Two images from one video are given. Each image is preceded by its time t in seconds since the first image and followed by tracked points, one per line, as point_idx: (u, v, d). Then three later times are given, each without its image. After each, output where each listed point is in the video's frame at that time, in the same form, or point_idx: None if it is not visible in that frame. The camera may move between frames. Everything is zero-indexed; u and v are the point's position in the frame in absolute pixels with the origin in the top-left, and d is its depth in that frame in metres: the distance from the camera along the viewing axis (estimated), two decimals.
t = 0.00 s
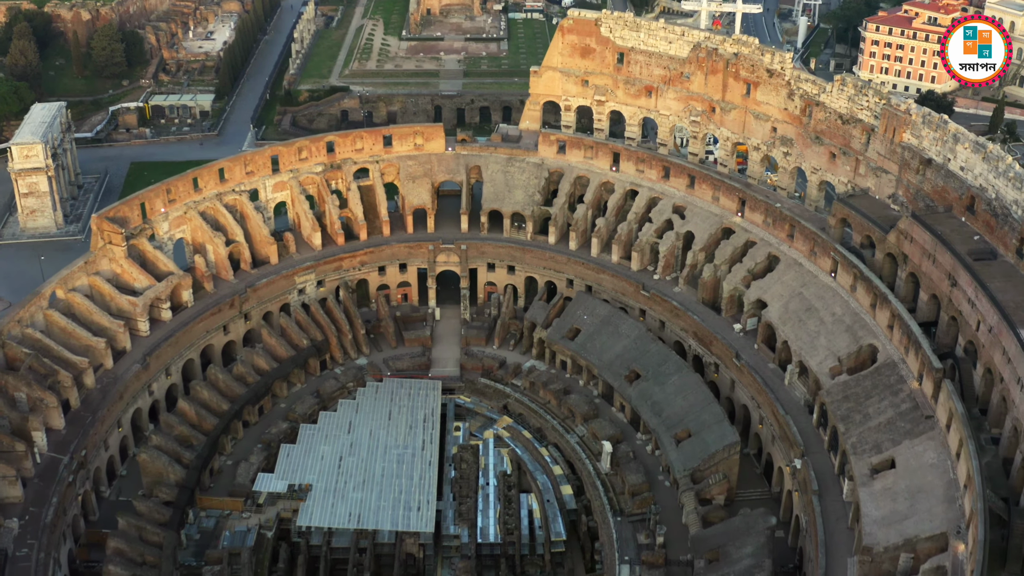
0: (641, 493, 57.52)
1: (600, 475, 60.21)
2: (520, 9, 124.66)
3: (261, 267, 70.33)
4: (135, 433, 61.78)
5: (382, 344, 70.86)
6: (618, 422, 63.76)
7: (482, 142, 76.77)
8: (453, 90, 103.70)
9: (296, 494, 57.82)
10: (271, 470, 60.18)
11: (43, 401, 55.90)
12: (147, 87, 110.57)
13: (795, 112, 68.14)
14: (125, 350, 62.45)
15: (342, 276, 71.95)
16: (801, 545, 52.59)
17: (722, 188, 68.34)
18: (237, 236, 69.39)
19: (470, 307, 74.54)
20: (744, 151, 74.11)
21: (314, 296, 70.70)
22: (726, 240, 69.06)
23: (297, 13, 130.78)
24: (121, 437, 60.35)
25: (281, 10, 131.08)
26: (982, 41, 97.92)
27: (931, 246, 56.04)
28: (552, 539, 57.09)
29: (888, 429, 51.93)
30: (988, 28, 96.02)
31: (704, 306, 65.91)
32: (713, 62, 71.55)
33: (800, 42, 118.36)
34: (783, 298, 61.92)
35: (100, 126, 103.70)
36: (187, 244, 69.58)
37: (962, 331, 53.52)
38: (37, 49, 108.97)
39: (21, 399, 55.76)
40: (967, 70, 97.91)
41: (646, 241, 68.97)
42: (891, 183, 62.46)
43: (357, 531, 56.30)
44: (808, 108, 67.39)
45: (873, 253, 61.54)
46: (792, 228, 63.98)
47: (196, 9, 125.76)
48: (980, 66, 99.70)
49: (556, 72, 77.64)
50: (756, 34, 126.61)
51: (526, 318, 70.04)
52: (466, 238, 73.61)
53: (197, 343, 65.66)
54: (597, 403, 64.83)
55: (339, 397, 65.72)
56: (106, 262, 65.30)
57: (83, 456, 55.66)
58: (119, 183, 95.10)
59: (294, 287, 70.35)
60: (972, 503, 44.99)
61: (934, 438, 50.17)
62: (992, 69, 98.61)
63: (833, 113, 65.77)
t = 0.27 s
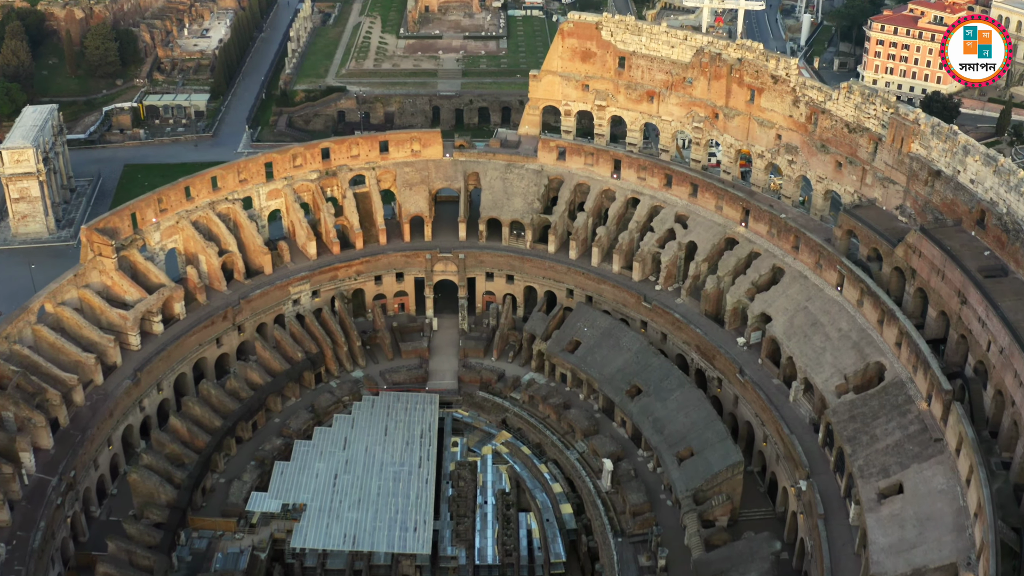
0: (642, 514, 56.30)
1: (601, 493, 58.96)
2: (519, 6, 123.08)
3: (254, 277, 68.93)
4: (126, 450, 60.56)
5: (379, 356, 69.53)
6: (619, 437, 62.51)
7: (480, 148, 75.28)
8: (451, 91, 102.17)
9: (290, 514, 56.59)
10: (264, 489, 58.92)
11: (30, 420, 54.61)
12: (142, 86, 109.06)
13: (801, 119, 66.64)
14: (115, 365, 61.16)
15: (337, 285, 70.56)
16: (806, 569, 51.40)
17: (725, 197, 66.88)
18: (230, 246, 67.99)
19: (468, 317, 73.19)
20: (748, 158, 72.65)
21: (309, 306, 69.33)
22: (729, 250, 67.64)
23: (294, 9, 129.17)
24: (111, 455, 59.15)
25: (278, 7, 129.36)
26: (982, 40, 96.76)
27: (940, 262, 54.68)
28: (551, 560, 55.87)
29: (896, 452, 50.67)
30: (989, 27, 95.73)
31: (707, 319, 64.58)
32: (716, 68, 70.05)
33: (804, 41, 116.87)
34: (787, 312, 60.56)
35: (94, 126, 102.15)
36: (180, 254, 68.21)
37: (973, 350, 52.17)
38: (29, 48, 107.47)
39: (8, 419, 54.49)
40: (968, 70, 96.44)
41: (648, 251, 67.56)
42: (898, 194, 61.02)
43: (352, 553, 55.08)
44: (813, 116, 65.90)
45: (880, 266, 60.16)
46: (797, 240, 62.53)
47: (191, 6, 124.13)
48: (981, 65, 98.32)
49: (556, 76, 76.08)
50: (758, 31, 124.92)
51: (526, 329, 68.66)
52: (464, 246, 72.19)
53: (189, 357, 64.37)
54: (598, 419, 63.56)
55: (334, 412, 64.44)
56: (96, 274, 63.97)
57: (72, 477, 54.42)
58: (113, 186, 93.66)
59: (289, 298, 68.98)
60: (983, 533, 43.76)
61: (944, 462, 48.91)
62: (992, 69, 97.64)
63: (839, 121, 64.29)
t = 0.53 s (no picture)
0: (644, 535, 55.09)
1: (602, 513, 57.75)
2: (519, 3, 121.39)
3: (248, 288, 67.60)
4: (116, 468, 59.35)
5: (375, 368, 68.23)
6: (620, 455, 61.28)
7: (478, 154, 73.80)
8: (449, 91, 100.71)
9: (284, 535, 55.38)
10: (258, 508, 57.70)
11: (17, 441, 53.31)
12: (136, 86, 107.56)
13: (806, 127, 65.16)
14: (105, 381, 59.87)
15: (333, 296, 69.22)
16: None
17: (729, 207, 65.44)
18: (223, 256, 66.60)
19: (466, 327, 71.87)
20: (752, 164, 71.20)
21: (304, 317, 68.01)
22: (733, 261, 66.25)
23: (291, 5, 127.55)
24: (102, 474, 57.93)
25: (275, 3, 127.71)
26: (982, 41, 95.39)
27: (950, 279, 53.31)
28: None
29: (904, 477, 49.48)
30: (988, 27, 94.19)
31: (710, 332, 63.28)
32: (720, 74, 68.51)
33: (807, 39, 115.34)
34: (792, 328, 59.22)
35: (87, 128, 100.70)
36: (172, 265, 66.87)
37: (983, 370, 50.86)
38: (22, 48, 105.98)
39: None
40: (968, 70, 95.49)
41: (650, 262, 66.17)
42: (906, 206, 59.61)
43: None
44: (819, 124, 64.42)
45: (887, 280, 58.83)
46: (802, 252, 61.13)
47: (186, 3, 122.43)
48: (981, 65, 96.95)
49: (556, 81, 74.57)
50: (762, 28, 123.28)
51: (525, 342, 67.34)
52: (463, 256, 70.79)
53: (181, 371, 63.11)
54: (598, 435, 62.33)
55: (330, 428, 63.20)
56: (87, 286, 62.62)
57: (60, 499, 53.18)
58: (106, 189, 92.27)
59: (283, 309, 67.64)
60: (995, 566, 42.55)
61: (953, 488, 47.67)
62: (992, 70, 96.17)
63: (846, 130, 62.82)
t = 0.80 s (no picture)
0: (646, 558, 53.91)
1: (602, 534, 56.55)
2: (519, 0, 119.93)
3: (242, 300, 66.27)
4: (107, 487, 58.16)
5: (371, 382, 66.90)
6: (621, 473, 60.08)
7: (477, 162, 72.36)
8: (448, 92, 99.28)
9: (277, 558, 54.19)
10: (251, 529, 56.51)
11: (5, 463, 52.02)
12: (130, 86, 106.04)
13: (812, 137, 63.71)
14: (95, 398, 58.63)
15: (329, 308, 67.88)
16: None
17: (733, 218, 64.03)
18: (216, 268, 65.22)
19: (464, 338, 70.57)
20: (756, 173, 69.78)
21: (298, 330, 66.70)
22: (737, 273, 64.86)
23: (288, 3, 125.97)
24: (92, 495, 56.74)
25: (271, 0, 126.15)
26: (981, 41, 94.53)
27: (960, 298, 51.98)
28: None
29: (912, 503, 48.37)
30: (988, 27, 94.13)
31: (713, 346, 61.93)
32: (724, 81, 67.02)
33: (811, 37, 113.86)
34: (797, 344, 57.90)
35: (81, 130, 99.19)
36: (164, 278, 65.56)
37: (994, 393, 49.59)
38: (14, 48, 104.43)
39: None
40: (967, 70, 94.71)
41: (651, 274, 64.78)
42: (914, 220, 58.25)
43: None
44: (825, 134, 62.99)
45: (895, 296, 57.51)
46: (808, 266, 59.75)
47: None
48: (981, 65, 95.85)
49: (556, 86, 73.11)
50: (764, 26, 121.71)
51: (524, 356, 66.03)
52: (461, 266, 69.42)
53: (173, 387, 61.84)
54: (599, 453, 61.14)
55: (325, 444, 61.97)
56: (76, 301, 61.30)
57: (49, 523, 51.97)
58: (99, 194, 90.63)
59: (278, 322, 66.33)
60: None
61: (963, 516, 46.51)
62: (991, 69, 95.56)
63: (853, 141, 61.40)
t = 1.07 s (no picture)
0: None
1: (602, 556, 55.36)
2: None
3: (235, 314, 64.97)
4: (97, 507, 56.98)
5: (367, 397, 65.64)
6: (622, 492, 58.90)
7: (475, 170, 70.96)
8: (446, 93, 97.79)
9: None
10: (244, 552, 55.33)
11: None
12: (125, 87, 104.53)
13: (818, 147, 62.29)
14: (85, 417, 57.39)
15: (324, 320, 66.58)
16: None
17: (737, 230, 62.65)
18: (209, 281, 63.91)
19: (463, 351, 69.28)
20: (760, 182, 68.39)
21: (293, 343, 65.41)
22: (740, 286, 63.55)
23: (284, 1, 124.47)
24: (82, 517, 55.55)
25: None
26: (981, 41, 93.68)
27: (970, 318, 50.66)
28: None
29: (920, 532, 47.40)
30: (989, 27, 93.25)
31: (716, 362, 60.62)
32: (727, 89, 65.59)
33: (815, 36, 112.30)
34: (802, 362, 56.62)
35: (74, 132, 97.68)
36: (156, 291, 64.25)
37: (1005, 418, 48.33)
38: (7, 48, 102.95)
39: None
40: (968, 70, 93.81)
41: (653, 287, 63.45)
42: (923, 235, 56.88)
43: None
44: (831, 144, 61.57)
45: (903, 313, 56.19)
46: (813, 281, 58.39)
47: None
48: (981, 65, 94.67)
49: (556, 93, 71.71)
50: (767, 24, 120.12)
51: (523, 370, 64.76)
52: (459, 277, 68.08)
53: (165, 404, 60.58)
54: (599, 472, 59.95)
55: (320, 462, 60.75)
56: (66, 316, 60.02)
57: (37, 549, 50.78)
58: (92, 199, 89.01)
59: (272, 335, 65.03)
60: None
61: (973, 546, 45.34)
62: (992, 69, 94.58)
63: (860, 152, 59.99)
